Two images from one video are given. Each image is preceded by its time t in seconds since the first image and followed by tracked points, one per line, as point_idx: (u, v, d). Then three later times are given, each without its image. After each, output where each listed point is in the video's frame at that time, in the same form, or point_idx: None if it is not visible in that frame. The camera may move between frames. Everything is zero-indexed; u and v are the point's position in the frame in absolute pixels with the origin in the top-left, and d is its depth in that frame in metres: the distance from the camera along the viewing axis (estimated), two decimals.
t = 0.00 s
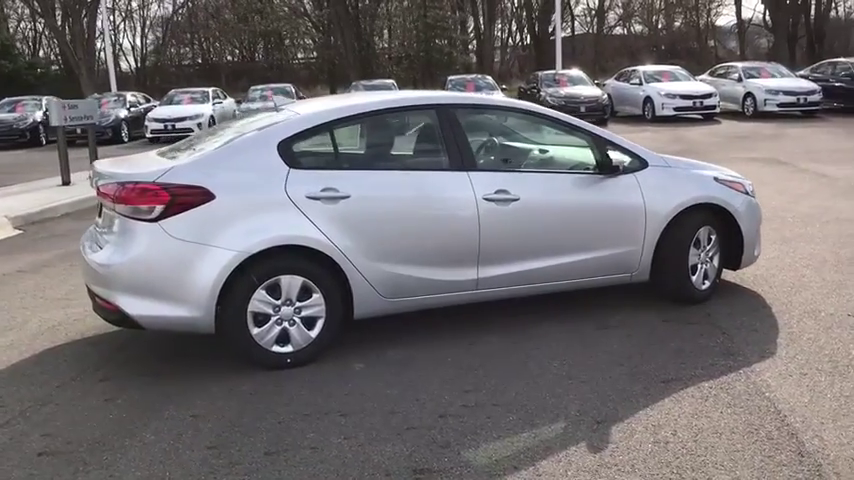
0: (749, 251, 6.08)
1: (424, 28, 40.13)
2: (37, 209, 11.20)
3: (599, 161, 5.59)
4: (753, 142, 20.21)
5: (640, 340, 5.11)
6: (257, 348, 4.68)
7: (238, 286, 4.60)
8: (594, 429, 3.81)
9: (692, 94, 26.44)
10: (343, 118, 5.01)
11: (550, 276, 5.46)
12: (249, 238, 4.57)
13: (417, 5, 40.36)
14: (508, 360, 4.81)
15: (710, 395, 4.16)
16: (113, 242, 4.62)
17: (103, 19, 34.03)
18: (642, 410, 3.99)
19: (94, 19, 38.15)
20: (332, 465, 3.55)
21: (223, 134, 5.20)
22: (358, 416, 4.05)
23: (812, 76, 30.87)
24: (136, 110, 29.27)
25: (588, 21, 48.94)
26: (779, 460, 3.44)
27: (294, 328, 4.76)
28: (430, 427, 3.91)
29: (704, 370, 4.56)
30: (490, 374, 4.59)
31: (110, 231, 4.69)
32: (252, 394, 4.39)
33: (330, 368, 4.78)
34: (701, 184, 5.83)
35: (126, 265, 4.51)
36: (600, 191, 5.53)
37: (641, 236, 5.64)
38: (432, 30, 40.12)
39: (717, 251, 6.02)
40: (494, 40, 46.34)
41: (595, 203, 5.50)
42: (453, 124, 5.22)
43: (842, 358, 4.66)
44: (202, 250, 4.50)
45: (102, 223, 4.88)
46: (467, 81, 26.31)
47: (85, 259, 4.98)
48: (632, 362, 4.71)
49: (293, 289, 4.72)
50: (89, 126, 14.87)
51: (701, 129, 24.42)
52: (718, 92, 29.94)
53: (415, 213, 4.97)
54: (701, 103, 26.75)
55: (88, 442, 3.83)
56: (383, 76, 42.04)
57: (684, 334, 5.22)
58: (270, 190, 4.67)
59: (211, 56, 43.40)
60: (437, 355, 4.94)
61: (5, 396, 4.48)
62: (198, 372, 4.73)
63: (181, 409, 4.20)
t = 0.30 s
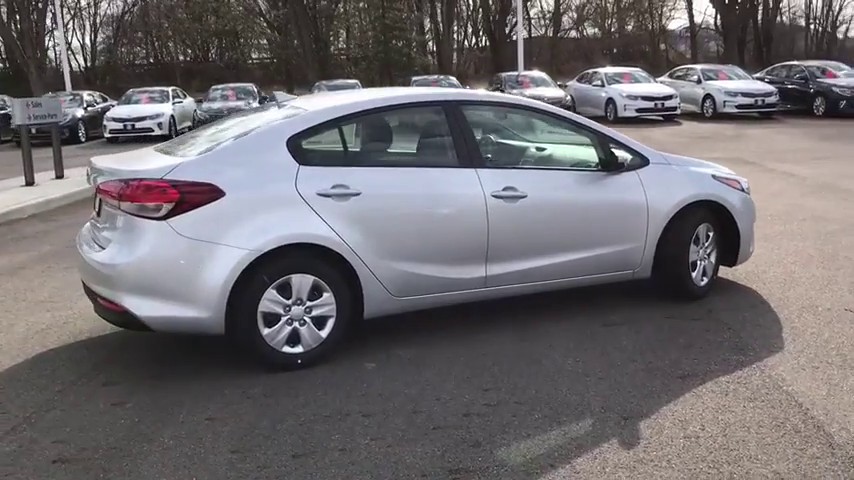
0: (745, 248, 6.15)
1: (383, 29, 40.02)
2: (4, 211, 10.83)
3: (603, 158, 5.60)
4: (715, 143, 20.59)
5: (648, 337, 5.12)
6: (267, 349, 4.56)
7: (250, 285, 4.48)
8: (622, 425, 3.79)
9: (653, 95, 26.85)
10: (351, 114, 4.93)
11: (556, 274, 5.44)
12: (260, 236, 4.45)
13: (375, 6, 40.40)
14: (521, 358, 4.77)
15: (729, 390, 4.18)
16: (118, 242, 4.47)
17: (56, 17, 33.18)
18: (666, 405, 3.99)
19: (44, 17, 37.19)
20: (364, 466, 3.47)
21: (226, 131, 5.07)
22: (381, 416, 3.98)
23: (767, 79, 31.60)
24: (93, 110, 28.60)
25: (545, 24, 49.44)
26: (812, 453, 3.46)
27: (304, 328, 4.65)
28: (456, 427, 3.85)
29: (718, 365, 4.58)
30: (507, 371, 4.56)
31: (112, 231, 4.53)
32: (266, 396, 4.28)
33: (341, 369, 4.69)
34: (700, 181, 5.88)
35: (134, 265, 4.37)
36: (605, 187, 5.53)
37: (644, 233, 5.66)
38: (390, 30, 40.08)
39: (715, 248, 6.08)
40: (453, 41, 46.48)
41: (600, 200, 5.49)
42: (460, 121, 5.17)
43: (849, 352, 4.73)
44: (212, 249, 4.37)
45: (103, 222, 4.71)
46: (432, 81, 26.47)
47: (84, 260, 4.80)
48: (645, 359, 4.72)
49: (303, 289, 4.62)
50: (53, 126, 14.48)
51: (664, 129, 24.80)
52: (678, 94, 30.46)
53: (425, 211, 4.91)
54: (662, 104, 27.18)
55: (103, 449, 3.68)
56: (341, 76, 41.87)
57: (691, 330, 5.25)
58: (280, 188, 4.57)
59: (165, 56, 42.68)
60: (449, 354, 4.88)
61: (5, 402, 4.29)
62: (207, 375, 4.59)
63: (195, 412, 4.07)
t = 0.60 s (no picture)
0: (749, 248, 6.22)
1: (347, 28, 40.30)
2: None
3: (613, 158, 5.62)
4: (684, 144, 20.90)
5: (665, 338, 5.15)
6: (289, 354, 4.48)
7: (272, 288, 4.39)
8: (659, 427, 3.80)
9: (622, 97, 27.16)
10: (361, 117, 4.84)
11: (569, 275, 5.44)
12: (282, 239, 4.37)
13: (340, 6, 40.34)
14: (543, 360, 4.75)
15: (757, 390, 4.22)
16: (134, 244, 4.34)
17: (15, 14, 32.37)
18: (699, 406, 4.00)
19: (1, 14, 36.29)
20: (408, 472, 3.41)
21: (236, 133, 4.96)
22: (415, 421, 3.92)
23: (730, 82, 32.22)
24: (55, 108, 27.94)
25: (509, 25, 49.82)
26: (851, 452, 3.50)
27: (326, 332, 4.58)
28: (493, 430, 3.81)
29: (739, 365, 4.62)
30: (532, 373, 4.53)
31: (128, 234, 4.40)
32: (293, 402, 4.19)
33: (363, 373, 4.62)
34: (706, 182, 5.93)
35: (153, 268, 4.24)
36: (617, 188, 5.55)
37: (654, 234, 5.69)
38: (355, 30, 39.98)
39: (720, 249, 6.13)
40: (417, 42, 46.60)
41: (612, 201, 5.50)
42: (477, 121, 5.14)
43: None
44: (235, 252, 4.28)
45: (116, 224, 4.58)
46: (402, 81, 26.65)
47: (96, 263, 4.67)
48: (667, 360, 4.73)
49: (325, 292, 4.54)
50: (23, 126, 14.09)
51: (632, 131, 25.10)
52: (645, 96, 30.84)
53: (446, 214, 4.87)
54: (630, 106, 27.51)
55: (134, 459, 3.57)
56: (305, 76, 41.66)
57: (705, 330, 5.29)
58: (302, 189, 4.48)
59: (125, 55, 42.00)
60: (469, 357, 4.84)
61: (20, 412, 4.14)
62: (226, 380, 4.48)
63: (223, 419, 3.97)
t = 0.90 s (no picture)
0: (753, 245, 6.24)
1: (314, 28, 39.98)
2: None
3: (624, 154, 5.59)
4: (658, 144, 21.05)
5: (679, 335, 5.13)
6: (307, 354, 4.36)
7: (291, 287, 4.28)
8: (693, 425, 3.76)
9: (595, 97, 27.32)
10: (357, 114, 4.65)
11: (581, 273, 5.39)
12: (301, 237, 4.25)
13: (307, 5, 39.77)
14: (562, 359, 4.70)
15: (783, 386, 4.21)
16: (147, 242, 4.19)
17: None
18: (729, 404, 3.97)
19: None
20: (448, 475, 3.33)
21: (218, 141, 4.78)
22: (445, 422, 3.84)
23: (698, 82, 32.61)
24: (18, 106, 27.18)
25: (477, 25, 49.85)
26: None
27: (344, 331, 4.47)
28: (528, 430, 3.74)
29: (759, 361, 4.61)
30: (554, 372, 4.48)
31: (140, 232, 4.25)
32: (316, 404, 4.08)
33: (382, 373, 4.52)
34: (714, 180, 5.93)
35: (169, 266, 4.10)
36: (629, 185, 5.51)
37: (664, 231, 5.67)
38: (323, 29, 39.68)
39: (725, 246, 6.14)
40: (386, 40, 46.39)
41: (624, 198, 5.47)
42: (492, 118, 5.05)
43: None
44: (253, 250, 4.16)
45: (126, 222, 4.42)
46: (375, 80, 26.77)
47: (104, 264, 4.51)
48: (686, 357, 4.71)
49: (344, 291, 4.44)
50: None
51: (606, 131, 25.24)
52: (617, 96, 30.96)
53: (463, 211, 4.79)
54: (603, 105, 27.67)
55: (159, 465, 3.43)
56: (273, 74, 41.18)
57: (718, 328, 5.29)
58: (320, 185, 4.37)
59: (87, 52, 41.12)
60: (487, 356, 4.76)
61: (30, 418, 3.97)
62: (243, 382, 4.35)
63: (246, 422, 3.85)
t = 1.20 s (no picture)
0: (759, 244, 6.23)
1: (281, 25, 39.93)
2: None
3: (636, 153, 5.54)
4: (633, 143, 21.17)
5: (698, 337, 5.08)
6: (328, 361, 4.22)
7: (313, 291, 4.14)
8: (732, 429, 3.70)
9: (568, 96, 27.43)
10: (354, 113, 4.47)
11: (597, 274, 5.31)
12: (323, 240, 4.11)
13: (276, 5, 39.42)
14: (585, 362, 4.62)
15: (813, 387, 4.17)
16: (163, 245, 4.01)
17: None
18: (763, 407, 3.92)
19: None
20: None
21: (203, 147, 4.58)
22: (479, 429, 3.73)
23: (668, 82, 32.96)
24: None
25: (445, 24, 49.91)
26: None
27: (365, 337, 4.34)
28: (565, 437, 3.65)
29: (783, 362, 4.58)
30: (580, 375, 4.40)
31: (155, 235, 4.07)
32: (342, 412, 3.94)
33: (404, 379, 4.39)
34: (723, 179, 5.90)
35: (188, 271, 3.93)
36: (643, 185, 5.45)
37: (676, 231, 5.62)
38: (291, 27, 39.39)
39: (733, 245, 6.12)
40: (354, 38, 46.22)
41: (639, 198, 5.41)
42: (509, 117, 4.95)
43: None
44: (275, 253, 4.01)
45: (137, 225, 4.23)
46: (348, 79, 26.83)
47: (113, 268, 4.32)
48: (710, 359, 4.66)
49: (365, 295, 4.31)
50: None
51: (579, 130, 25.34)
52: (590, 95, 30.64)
53: (484, 212, 4.67)
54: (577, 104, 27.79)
55: None
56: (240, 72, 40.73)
57: (735, 329, 5.25)
58: (341, 186, 4.23)
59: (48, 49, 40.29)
60: (508, 360, 4.66)
61: (42, 432, 3.78)
62: (263, 390, 4.19)
63: (273, 433, 3.70)
